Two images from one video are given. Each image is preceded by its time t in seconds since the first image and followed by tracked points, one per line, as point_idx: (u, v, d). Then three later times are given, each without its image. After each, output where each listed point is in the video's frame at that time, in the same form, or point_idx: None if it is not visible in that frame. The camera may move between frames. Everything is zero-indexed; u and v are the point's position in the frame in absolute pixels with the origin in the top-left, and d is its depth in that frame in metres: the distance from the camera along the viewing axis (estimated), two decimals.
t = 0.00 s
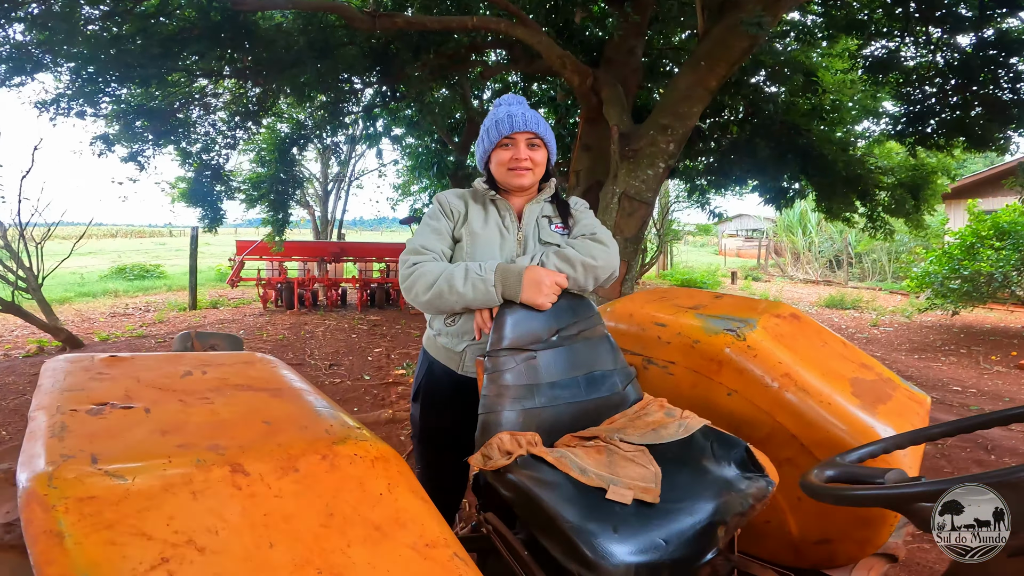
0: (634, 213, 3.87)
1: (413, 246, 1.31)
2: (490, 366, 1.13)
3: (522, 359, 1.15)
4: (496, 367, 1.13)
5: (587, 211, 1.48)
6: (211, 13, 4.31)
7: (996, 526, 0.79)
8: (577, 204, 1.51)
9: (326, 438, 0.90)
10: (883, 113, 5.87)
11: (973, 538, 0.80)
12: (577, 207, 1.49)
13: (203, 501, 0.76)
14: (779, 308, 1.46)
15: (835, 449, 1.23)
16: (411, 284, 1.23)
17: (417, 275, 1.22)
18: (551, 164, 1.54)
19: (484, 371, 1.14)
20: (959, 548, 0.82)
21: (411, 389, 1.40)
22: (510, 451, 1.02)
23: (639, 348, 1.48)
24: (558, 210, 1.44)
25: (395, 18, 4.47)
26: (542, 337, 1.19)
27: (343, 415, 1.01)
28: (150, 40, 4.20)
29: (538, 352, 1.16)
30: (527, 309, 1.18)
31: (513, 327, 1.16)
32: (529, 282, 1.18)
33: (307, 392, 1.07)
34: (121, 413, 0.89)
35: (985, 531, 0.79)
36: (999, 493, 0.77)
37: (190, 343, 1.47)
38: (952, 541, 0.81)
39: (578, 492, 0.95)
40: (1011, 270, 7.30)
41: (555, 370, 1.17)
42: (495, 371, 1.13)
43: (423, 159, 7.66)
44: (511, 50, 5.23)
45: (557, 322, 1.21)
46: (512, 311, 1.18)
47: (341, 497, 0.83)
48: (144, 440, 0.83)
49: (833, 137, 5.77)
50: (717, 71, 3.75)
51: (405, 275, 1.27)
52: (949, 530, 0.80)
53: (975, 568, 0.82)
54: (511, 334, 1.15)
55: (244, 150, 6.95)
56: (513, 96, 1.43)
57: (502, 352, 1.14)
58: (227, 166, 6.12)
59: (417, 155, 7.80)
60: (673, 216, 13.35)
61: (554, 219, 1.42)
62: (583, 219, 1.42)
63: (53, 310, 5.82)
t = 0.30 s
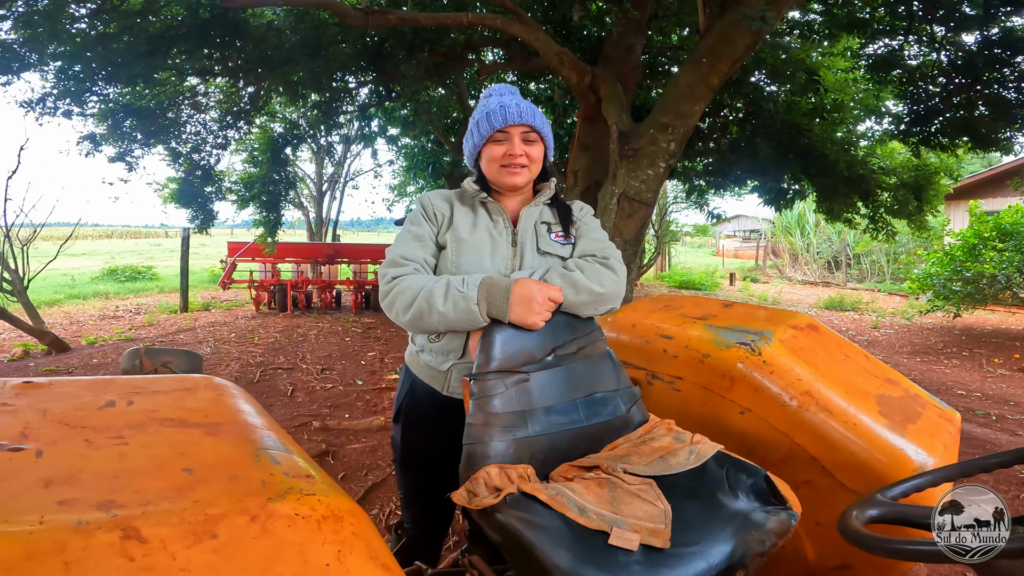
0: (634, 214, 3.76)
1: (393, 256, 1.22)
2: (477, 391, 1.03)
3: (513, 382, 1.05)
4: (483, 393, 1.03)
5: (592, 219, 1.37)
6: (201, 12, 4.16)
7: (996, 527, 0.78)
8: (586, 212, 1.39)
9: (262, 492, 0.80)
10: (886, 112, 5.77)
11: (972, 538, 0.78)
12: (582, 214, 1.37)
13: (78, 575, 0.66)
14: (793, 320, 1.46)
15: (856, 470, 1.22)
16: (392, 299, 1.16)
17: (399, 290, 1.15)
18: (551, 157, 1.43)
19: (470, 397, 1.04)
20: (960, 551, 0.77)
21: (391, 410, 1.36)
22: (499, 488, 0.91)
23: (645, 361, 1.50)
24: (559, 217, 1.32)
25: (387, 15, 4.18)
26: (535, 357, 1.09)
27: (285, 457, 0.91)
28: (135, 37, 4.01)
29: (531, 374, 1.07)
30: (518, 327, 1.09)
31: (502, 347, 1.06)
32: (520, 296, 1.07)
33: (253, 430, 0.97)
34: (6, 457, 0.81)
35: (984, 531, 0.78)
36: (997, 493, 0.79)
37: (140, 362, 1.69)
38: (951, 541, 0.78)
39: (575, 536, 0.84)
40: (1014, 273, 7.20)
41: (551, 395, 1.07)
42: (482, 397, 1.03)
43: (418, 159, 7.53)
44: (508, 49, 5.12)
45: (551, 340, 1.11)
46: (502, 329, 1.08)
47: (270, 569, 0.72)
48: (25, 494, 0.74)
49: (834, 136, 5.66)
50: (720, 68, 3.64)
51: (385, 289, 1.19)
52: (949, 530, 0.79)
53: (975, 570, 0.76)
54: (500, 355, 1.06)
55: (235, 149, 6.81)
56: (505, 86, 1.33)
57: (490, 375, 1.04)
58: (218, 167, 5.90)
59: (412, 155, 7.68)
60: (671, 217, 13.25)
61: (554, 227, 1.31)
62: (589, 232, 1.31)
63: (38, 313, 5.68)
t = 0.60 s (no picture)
0: (631, 217, 3.66)
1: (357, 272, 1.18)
2: (445, 430, 0.97)
3: (487, 420, 0.98)
4: (454, 431, 0.97)
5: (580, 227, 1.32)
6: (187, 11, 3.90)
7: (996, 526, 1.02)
8: (574, 218, 1.34)
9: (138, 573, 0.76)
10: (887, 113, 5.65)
11: (973, 538, 1.02)
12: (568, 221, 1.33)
13: None
14: (802, 339, 1.38)
15: (874, 501, 1.14)
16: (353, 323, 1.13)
17: (360, 318, 1.11)
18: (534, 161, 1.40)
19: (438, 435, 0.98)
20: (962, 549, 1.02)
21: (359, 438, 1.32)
22: (470, 540, 0.86)
23: (641, 383, 1.45)
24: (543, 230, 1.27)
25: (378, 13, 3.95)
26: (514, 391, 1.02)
27: (183, 520, 0.87)
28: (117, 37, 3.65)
29: (507, 410, 1.00)
30: (492, 358, 1.02)
31: (473, 381, 1.00)
32: (490, 322, 1.02)
33: (164, 489, 0.93)
34: None
35: (984, 532, 1.01)
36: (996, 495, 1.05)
37: (66, 389, 1.51)
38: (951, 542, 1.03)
39: None
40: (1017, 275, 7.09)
41: (531, 430, 1.00)
42: (452, 436, 0.97)
43: (413, 161, 7.41)
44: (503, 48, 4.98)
45: (532, 370, 1.04)
46: (473, 361, 1.02)
47: None
48: None
49: (834, 137, 5.54)
50: (719, 67, 3.54)
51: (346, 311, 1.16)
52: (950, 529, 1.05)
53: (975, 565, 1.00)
54: (471, 390, 0.99)
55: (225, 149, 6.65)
56: (484, 80, 1.29)
57: (460, 413, 0.98)
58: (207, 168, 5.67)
59: (407, 156, 7.56)
60: (669, 218, 13.15)
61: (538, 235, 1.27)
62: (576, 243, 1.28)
63: (22, 318, 5.55)
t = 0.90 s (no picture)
0: (627, 220, 3.56)
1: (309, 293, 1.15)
2: (402, 473, 0.91)
3: (449, 462, 0.91)
4: (413, 476, 0.91)
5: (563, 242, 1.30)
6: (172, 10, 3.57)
7: (997, 526, 1.06)
8: (553, 230, 1.32)
9: None
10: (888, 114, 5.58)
11: (973, 537, 1.06)
12: (543, 233, 1.30)
13: None
14: (810, 357, 1.31)
15: (885, 534, 1.08)
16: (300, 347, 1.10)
17: (309, 342, 1.08)
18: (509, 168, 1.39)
19: (395, 478, 0.92)
20: (962, 548, 1.05)
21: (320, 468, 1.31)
22: None
23: (634, 405, 1.40)
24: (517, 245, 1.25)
25: (368, 10, 3.76)
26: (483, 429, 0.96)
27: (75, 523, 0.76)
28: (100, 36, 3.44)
29: (474, 450, 0.93)
30: (455, 394, 0.96)
31: (434, 419, 0.94)
32: (447, 355, 0.97)
33: (42, 545, 0.70)
34: None
35: (984, 532, 1.06)
36: (996, 494, 1.08)
37: None
38: (952, 542, 1.06)
39: None
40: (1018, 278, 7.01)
41: (502, 471, 0.93)
42: (411, 480, 0.91)
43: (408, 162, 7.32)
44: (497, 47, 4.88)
45: (503, 405, 0.98)
46: (434, 397, 0.96)
47: None
48: None
49: (833, 138, 5.45)
50: (718, 65, 3.46)
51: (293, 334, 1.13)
52: (950, 530, 1.06)
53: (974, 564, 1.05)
54: (431, 430, 0.93)
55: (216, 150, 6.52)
56: (463, 79, 1.28)
57: (419, 455, 0.92)
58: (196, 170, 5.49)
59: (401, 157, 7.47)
60: (666, 220, 13.06)
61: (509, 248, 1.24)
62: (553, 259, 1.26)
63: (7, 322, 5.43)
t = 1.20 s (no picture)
0: (626, 223, 3.49)
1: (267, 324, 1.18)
2: (374, 515, 0.88)
3: (425, 504, 0.88)
4: (385, 518, 0.87)
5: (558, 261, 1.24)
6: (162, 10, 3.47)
7: (996, 526, 1.09)
8: (549, 249, 1.25)
9: None
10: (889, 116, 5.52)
11: (975, 537, 1.08)
12: (538, 250, 1.24)
13: None
14: (821, 376, 1.29)
15: (898, 562, 1.07)
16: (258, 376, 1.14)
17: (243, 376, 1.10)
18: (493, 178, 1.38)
19: (366, 520, 0.88)
20: (961, 548, 1.07)
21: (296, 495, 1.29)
22: None
23: (632, 425, 1.38)
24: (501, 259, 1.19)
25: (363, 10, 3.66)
26: (464, 465, 0.92)
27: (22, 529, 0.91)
28: (89, 36, 3.34)
29: (453, 490, 0.89)
30: (431, 431, 0.92)
31: (408, 458, 0.89)
32: (234, 326, 0.95)
33: None
34: None
35: (985, 531, 1.08)
36: (996, 494, 1.11)
37: None
38: (955, 543, 1.07)
39: None
40: (1021, 281, 6.94)
41: (485, 511, 0.90)
42: (384, 523, 0.87)
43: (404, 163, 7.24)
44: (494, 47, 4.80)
45: (485, 441, 0.94)
46: (408, 433, 0.91)
47: None
48: None
49: (834, 139, 5.37)
50: (719, 65, 3.38)
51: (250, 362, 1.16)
52: (950, 530, 1.08)
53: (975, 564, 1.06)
54: (405, 469, 0.89)
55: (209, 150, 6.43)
56: (447, 79, 1.27)
57: (393, 496, 0.88)
58: (188, 171, 5.39)
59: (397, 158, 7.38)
60: (665, 221, 12.97)
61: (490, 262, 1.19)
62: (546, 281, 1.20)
63: None
